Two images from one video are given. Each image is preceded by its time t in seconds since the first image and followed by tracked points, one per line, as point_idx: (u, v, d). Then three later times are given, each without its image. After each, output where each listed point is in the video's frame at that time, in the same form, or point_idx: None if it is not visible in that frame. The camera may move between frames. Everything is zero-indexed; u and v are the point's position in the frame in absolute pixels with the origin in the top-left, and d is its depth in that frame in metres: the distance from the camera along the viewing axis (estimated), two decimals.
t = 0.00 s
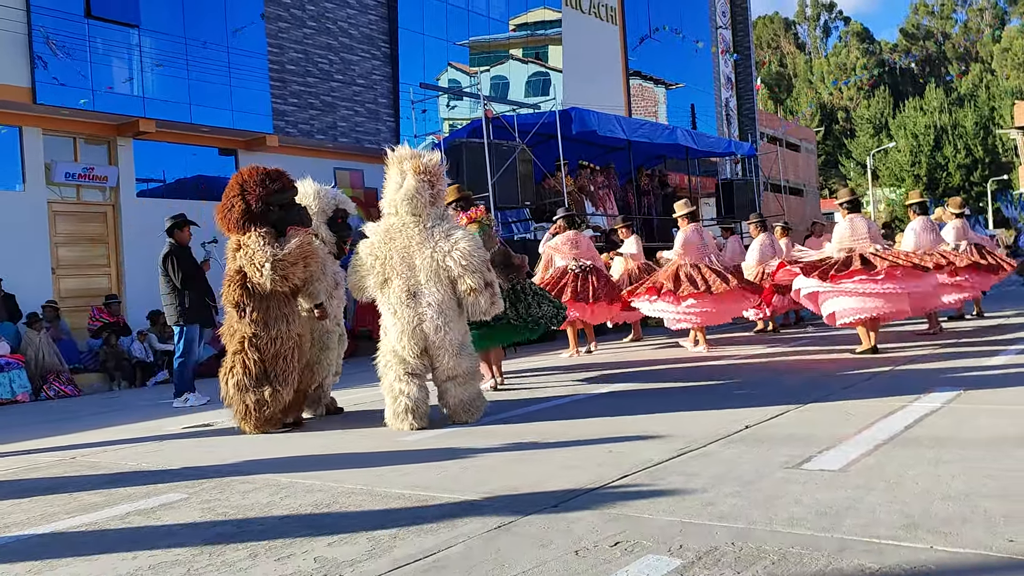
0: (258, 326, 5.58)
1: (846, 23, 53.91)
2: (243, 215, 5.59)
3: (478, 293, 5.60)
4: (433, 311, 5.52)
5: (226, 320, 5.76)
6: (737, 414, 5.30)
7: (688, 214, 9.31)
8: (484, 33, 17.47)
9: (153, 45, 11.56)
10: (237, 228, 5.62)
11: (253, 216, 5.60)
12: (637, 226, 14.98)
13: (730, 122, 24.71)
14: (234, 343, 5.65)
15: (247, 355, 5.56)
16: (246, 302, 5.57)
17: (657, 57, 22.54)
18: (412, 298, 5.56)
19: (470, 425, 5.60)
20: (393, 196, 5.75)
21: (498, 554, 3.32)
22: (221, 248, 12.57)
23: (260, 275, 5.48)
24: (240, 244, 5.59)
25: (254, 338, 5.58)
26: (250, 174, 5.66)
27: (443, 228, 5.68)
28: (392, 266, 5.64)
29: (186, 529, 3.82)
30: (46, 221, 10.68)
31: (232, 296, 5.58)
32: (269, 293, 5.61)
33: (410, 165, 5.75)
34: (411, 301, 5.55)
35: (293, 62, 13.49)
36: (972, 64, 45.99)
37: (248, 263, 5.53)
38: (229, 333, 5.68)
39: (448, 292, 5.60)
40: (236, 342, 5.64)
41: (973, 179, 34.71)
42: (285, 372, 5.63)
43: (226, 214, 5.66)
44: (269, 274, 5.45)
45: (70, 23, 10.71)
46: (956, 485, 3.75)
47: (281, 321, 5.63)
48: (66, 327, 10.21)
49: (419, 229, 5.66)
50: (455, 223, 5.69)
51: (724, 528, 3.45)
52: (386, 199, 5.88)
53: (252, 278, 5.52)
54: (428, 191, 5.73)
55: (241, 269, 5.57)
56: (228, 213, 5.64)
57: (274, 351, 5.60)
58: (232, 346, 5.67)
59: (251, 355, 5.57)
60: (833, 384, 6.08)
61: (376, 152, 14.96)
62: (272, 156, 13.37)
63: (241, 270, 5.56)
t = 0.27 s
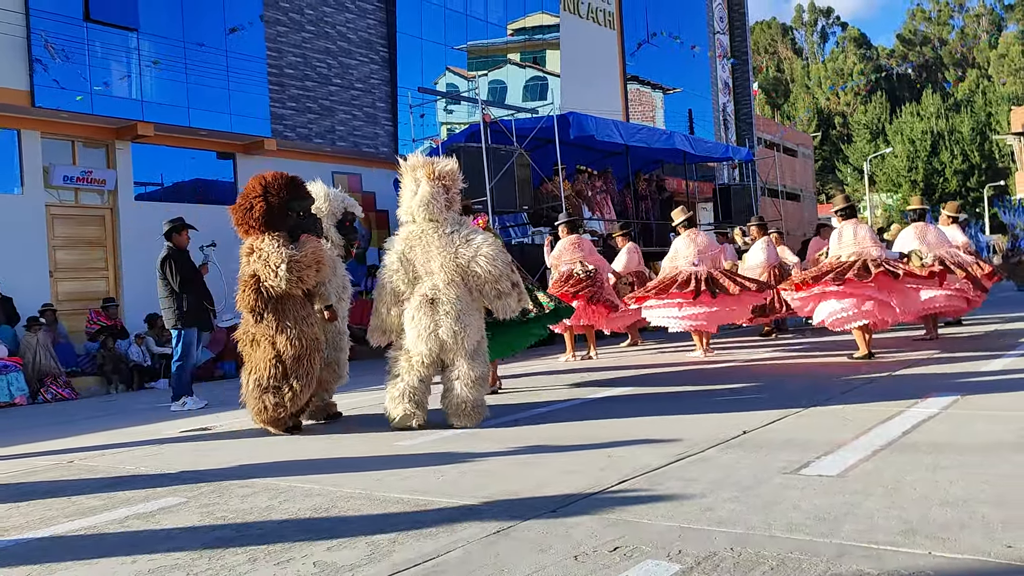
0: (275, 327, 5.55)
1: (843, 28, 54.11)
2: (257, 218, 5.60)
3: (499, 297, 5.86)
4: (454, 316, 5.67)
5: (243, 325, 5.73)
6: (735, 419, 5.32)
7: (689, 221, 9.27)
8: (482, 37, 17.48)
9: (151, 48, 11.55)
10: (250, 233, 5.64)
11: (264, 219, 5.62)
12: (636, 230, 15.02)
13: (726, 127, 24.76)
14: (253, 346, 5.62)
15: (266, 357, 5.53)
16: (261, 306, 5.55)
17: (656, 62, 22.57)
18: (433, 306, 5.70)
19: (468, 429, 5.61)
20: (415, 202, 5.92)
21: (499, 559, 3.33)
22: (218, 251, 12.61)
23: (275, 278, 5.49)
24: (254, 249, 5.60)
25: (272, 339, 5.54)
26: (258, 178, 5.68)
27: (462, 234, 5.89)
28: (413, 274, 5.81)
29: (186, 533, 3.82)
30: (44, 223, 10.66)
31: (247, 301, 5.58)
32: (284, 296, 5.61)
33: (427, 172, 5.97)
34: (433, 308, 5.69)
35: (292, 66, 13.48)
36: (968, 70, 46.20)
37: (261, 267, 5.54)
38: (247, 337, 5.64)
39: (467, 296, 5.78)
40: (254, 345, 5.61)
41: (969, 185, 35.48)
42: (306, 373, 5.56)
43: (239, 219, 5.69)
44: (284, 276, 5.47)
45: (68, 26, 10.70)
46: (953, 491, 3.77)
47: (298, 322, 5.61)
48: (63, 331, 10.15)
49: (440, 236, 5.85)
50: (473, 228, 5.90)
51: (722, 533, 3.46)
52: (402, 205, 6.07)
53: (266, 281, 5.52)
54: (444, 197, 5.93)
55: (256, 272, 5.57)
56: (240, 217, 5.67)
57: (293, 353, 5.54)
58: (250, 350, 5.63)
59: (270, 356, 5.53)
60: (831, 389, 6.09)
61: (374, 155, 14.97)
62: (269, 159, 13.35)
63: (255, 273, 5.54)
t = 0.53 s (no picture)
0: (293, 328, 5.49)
1: (833, 34, 54.36)
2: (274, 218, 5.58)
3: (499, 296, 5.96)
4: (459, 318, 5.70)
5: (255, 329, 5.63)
6: (727, 424, 5.33)
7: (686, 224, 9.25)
8: (474, 42, 17.43)
9: (143, 52, 11.53)
10: (266, 235, 5.60)
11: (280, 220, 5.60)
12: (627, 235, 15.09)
13: (719, 132, 24.87)
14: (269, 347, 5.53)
15: (286, 358, 5.46)
16: (279, 307, 5.48)
17: (649, 66, 22.60)
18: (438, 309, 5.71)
19: (461, 434, 5.61)
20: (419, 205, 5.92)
21: (490, 565, 3.33)
22: (210, 255, 12.52)
23: (295, 278, 5.43)
24: (270, 250, 5.55)
25: (291, 340, 5.47)
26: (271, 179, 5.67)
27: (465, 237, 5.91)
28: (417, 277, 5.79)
29: (178, 539, 3.81)
30: (35, 227, 10.61)
31: (263, 302, 5.49)
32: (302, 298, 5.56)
33: (430, 175, 5.97)
34: (437, 311, 5.70)
35: (284, 70, 13.47)
36: (959, 76, 46.47)
37: (279, 268, 5.50)
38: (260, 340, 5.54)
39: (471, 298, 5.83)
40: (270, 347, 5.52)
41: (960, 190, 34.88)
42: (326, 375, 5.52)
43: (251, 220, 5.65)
44: (306, 276, 5.42)
45: (60, 29, 10.67)
46: (943, 497, 3.79)
47: (314, 324, 5.59)
48: (53, 335, 10.08)
49: (444, 239, 5.86)
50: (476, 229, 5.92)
51: (714, 539, 3.48)
52: (405, 208, 6.07)
53: (285, 281, 5.46)
54: (447, 201, 5.94)
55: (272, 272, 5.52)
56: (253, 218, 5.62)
57: (311, 354, 5.50)
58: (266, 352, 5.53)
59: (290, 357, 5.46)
60: (822, 395, 6.11)
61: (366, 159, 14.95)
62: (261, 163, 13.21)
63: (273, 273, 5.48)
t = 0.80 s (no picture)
0: (299, 332, 5.44)
1: (818, 38, 54.89)
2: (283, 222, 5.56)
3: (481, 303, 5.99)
4: (442, 323, 5.71)
5: (257, 333, 5.55)
6: (711, 427, 5.34)
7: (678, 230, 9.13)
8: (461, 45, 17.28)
9: (127, 53, 11.48)
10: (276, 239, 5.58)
11: (288, 223, 5.59)
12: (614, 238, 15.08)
13: (704, 135, 25.50)
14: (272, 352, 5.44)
15: (291, 363, 5.39)
16: (286, 311, 5.43)
17: (635, 70, 22.72)
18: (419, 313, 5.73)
19: (446, 436, 5.61)
20: (406, 211, 5.91)
21: (473, 568, 3.32)
22: (193, 258, 12.41)
23: (306, 282, 5.41)
24: (279, 253, 5.52)
25: (298, 344, 5.42)
26: (278, 181, 5.65)
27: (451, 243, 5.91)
28: (400, 281, 5.80)
29: (159, 543, 3.78)
30: (18, 229, 10.53)
31: (270, 305, 5.43)
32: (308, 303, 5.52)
33: (419, 180, 5.95)
34: (419, 316, 5.72)
35: (269, 72, 13.43)
36: (941, 80, 47.07)
37: (288, 271, 5.46)
38: (263, 344, 5.46)
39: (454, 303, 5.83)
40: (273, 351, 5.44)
41: (943, 193, 35.74)
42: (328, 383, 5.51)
43: (258, 223, 5.62)
44: (317, 281, 5.41)
45: (43, 30, 10.60)
46: (924, 498, 3.80)
47: (320, 329, 5.55)
48: (35, 336, 9.94)
49: (429, 245, 5.87)
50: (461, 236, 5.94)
51: (698, 541, 3.48)
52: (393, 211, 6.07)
53: (295, 285, 5.42)
54: (435, 207, 5.92)
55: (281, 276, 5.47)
56: (261, 220, 5.59)
57: (317, 362, 5.46)
58: (269, 356, 5.45)
59: (295, 362, 5.40)
60: (804, 398, 6.14)
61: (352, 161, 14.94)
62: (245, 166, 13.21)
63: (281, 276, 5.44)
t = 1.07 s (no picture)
0: (305, 329, 5.53)
1: (799, 39, 55.45)
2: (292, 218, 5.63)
3: (456, 306, 5.89)
4: (421, 320, 5.73)
5: (257, 329, 5.52)
6: (691, 426, 5.35)
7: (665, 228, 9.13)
8: (444, 43, 17.30)
9: (105, 50, 11.40)
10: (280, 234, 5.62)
11: (291, 220, 5.65)
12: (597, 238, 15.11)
13: (686, 135, 25.72)
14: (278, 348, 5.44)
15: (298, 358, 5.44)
16: (296, 307, 5.47)
17: (617, 70, 22.82)
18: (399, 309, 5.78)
19: (426, 436, 5.59)
20: (391, 210, 5.97)
21: (452, 568, 3.30)
22: (171, 257, 12.30)
23: (322, 278, 5.56)
24: (286, 249, 5.56)
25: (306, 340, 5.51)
26: (278, 176, 5.67)
27: (434, 243, 5.94)
28: (382, 279, 5.86)
29: (134, 544, 3.74)
30: None
31: (278, 301, 5.45)
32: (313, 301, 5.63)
33: (406, 179, 6.00)
34: (398, 312, 5.76)
35: (250, 69, 13.36)
36: (920, 82, 47.70)
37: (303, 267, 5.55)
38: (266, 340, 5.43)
39: (432, 303, 5.79)
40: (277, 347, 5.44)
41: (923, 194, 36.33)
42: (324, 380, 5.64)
43: (260, 219, 5.61)
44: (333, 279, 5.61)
45: (20, 25, 10.50)
46: (902, 496, 3.82)
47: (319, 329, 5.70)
48: (11, 335, 9.81)
49: (411, 243, 5.90)
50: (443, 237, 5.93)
51: (677, 540, 3.48)
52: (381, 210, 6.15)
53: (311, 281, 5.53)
54: (419, 208, 5.95)
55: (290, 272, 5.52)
56: (263, 216, 5.59)
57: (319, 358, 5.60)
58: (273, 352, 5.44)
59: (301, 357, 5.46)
60: (784, 396, 6.16)
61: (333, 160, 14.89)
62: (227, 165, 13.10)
63: (292, 272, 5.49)
